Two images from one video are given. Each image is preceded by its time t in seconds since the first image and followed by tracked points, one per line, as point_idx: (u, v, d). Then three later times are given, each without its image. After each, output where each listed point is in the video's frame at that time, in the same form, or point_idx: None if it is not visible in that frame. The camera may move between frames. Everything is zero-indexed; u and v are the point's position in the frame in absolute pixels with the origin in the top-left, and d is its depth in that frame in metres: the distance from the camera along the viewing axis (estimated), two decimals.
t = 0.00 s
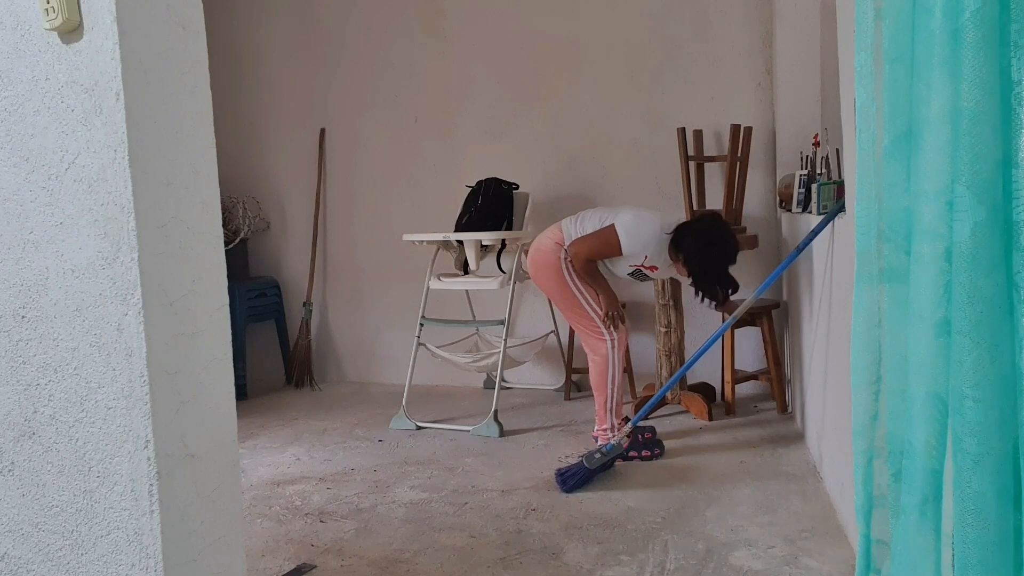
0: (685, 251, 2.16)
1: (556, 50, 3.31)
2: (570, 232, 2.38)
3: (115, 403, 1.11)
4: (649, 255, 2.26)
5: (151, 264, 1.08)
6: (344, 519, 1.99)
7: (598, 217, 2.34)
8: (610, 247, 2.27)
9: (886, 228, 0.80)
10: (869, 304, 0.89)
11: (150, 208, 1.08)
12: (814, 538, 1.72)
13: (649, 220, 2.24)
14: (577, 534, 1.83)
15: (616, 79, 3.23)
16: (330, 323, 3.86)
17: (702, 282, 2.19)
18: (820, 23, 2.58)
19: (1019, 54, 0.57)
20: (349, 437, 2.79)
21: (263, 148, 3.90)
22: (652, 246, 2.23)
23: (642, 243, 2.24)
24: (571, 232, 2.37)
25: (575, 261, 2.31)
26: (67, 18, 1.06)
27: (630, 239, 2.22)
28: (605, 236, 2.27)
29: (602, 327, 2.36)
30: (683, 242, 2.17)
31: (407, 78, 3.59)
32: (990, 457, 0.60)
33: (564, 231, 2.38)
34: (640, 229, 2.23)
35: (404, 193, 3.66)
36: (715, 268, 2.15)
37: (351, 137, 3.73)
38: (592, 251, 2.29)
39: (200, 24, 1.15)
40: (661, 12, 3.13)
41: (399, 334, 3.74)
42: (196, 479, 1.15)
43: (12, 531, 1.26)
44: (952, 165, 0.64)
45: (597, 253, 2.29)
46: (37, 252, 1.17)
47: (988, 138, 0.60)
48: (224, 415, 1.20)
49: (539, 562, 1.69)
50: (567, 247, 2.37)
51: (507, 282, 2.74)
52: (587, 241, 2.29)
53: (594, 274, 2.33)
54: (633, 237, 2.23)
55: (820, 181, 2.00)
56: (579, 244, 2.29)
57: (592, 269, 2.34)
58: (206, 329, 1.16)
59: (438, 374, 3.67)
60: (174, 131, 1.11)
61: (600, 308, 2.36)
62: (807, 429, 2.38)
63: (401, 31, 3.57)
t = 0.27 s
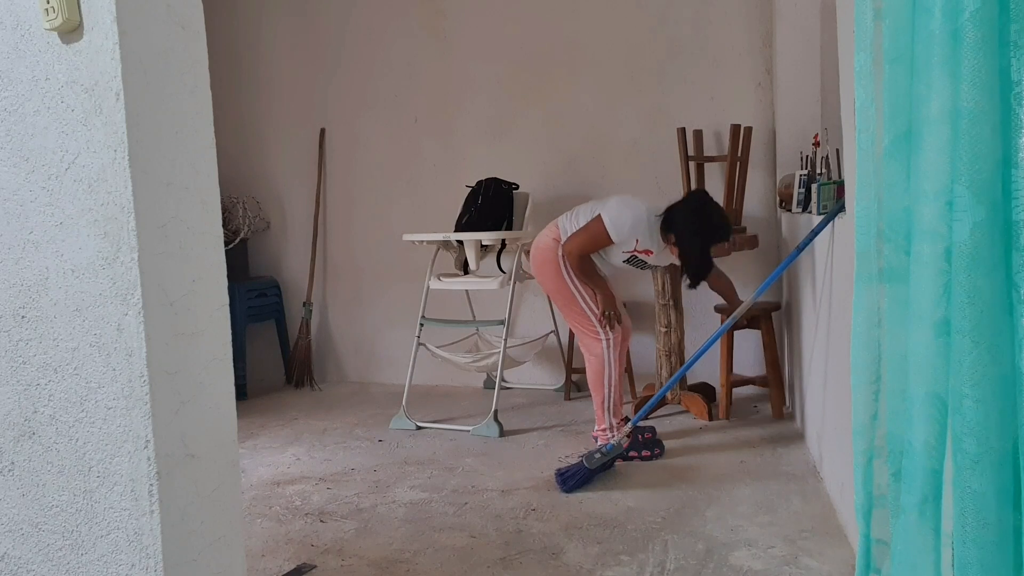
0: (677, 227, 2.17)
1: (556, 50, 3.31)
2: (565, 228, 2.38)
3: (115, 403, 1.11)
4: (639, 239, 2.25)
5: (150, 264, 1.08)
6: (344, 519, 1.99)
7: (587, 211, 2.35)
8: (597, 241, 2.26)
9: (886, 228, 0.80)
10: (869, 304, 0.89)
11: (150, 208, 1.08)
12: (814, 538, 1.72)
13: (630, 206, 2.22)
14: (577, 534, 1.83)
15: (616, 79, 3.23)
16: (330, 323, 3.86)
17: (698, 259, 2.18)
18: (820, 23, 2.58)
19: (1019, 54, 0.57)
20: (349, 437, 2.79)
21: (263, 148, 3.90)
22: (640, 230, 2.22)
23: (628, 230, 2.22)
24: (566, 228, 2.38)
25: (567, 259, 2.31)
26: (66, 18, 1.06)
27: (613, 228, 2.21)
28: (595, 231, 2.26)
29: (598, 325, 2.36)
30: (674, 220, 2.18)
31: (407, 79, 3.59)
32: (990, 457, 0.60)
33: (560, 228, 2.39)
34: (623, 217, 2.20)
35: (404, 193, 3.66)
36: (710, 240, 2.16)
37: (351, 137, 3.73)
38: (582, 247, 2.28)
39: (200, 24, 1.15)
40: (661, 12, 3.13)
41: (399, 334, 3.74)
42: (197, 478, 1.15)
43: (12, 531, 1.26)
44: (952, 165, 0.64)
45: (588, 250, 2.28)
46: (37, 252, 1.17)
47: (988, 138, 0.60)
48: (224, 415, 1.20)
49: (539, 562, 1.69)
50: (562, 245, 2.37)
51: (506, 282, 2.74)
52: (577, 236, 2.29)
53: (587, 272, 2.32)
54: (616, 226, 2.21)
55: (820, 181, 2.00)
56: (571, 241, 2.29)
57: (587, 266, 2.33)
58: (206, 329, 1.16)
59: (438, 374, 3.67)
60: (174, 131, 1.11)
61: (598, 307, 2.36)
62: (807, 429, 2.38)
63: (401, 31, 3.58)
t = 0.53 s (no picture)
0: (659, 183, 2.20)
1: (556, 50, 3.31)
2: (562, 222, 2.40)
3: (115, 403, 1.11)
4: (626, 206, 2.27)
5: (150, 264, 1.08)
6: (344, 519, 1.99)
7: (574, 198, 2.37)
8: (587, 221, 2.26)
9: (886, 228, 0.80)
10: (869, 304, 0.89)
11: (150, 207, 1.08)
12: (814, 538, 1.72)
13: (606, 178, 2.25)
14: (577, 534, 1.83)
15: (616, 79, 3.23)
16: (330, 323, 3.86)
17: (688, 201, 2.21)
18: (819, 23, 2.58)
19: (1019, 54, 0.57)
20: (349, 437, 2.79)
21: (263, 148, 3.90)
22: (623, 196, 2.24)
23: (608, 199, 2.23)
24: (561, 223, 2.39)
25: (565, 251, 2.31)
26: (66, 18, 1.06)
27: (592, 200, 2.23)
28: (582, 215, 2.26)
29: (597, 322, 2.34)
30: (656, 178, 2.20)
31: (407, 79, 3.59)
32: (990, 456, 0.60)
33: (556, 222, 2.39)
34: (600, 187, 2.22)
35: (404, 193, 3.66)
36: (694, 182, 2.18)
37: (351, 137, 3.73)
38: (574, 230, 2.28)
39: (200, 25, 1.15)
40: (661, 12, 3.13)
41: (399, 334, 3.74)
42: (196, 479, 1.14)
43: (12, 531, 1.26)
44: (951, 165, 0.64)
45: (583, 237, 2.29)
46: (37, 252, 1.17)
47: (988, 138, 0.60)
48: (224, 415, 1.20)
49: (539, 562, 1.69)
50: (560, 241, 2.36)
51: (507, 282, 2.74)
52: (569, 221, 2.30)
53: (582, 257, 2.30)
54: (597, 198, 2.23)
55: (820, 181, 2.00)
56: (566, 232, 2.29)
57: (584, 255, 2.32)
58: (206, 329, 1.16)
59: (438, 374, 3.67)
60: (174, 131, 1.11)
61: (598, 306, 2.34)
62: (807, 429, 2.38)
63: (401, 31, 3.58)
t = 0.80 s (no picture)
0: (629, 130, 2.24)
1: (556, 50, 3.31)
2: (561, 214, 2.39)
3: (115, 403, 1.11)
4: (611, 170, 2.29)
5: (150, 264, 1.08)
6: (344, 519, 1.99)
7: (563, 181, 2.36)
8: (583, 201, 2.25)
9: (886, 228, 0.80)
10: (869, 304, 0.89)
11: (150, 207, 1.08)
12: (814, 538, 1.72)
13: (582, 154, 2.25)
14: (577, 534, 1.83)
15: (616, 79, 3.23)
16: (330, 323, 3.86)
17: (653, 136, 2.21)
18: (819, 23, 2.58)
19: (1019, 54, 0.56)
20: (349, 437, 2.79)
21: (263, 148, 3.91)
22: (604, 163, 2.25)
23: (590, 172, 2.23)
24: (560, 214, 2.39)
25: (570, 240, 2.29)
26: (66, 18, 1.06)
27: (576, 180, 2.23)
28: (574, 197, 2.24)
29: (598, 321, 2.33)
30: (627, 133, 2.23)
31: (407, 79, 3.59)
32: (990, 456, 0.60)
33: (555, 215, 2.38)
34: (577, 165, 2.22)
35: (404, 193, 3.66)
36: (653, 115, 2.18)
37: (351, 137, 3.73)
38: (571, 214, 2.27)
39: (200, 25, 1.15)
40: (661, 12, 3.13)
41: (399, 334, 3.74)
42: (196, 479, 1.15)
43: (12, 531, 1.26)
44: (951, 165, 0.64)
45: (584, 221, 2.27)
46: (37, 252, 1.17)
47: (988, 138, 0.59)
48: (224, 415, 1.20)
49: (539, 562, 1.69)
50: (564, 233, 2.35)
51: (507, 281, 2.74)
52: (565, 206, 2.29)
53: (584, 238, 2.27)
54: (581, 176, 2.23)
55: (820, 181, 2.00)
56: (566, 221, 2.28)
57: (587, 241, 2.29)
58: (206, 329, 1.16)
59: (438, 374, 3.67)
60: (174, 131, 1.11)
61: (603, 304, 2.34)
62: (807, 429, 2.38)
63: (401, 31, 3.58)
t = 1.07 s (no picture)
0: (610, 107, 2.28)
1: (556, 50, 3.32)
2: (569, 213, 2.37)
3: (115, 403, 1.11)
4: (610, 152, 2.32)
5: (150, 264, 1.08)
6: (344, 519, 1.99)
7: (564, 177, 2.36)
8: (598, 187, 2.24)
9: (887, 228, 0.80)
10: (868, 304, 0.89)
11: (150, 207, 1.08)
12: (814, 538, 1.72)
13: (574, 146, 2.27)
14: (577, 534, 1.83)
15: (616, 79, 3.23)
16: (330, 323, 3.86)
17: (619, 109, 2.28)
18: (819, 23, 2.58)
19: (1019, 54, 0.56)
20: (349, 437, 2.79)
21: (263, 148, 3.91)
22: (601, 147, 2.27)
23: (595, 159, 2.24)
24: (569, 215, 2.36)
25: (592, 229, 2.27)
26: (67, 18, 1.06)
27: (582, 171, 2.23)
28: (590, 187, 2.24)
29: (603, 321, 2.33)
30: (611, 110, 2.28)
31: (407, 79, 3.59)
32: (989, 456, 0.60)
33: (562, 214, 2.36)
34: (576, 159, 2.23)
35: (404, 193, 3.66)
36: (614, 88, 2.25)
37: (351, 137, 3.73)
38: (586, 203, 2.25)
39: (200, 25, 1.15)
40: (661, 12, 3.13)
41: (399, 334, 3.74)
42: (197, 478, 1.15)
43: (12, 531, 1.26)
44: (951, 165, 0.64)
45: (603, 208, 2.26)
46: (37, 252, 1.17)
47: (987, 137, 0.59)
48: (223, 415, 1.20)
49: (539, 562, 1.69)
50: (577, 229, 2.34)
51: (507, 281, 2.74)
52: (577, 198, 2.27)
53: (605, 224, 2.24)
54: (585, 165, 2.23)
55: (820, 181, 2.00)
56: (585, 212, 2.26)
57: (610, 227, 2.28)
58: (206, 329, 1.16)
59: (438, 374, 3.67)
60: (174, 131, 1.11)
61: (609, 306, 2.35)
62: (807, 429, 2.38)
63: (401, 32, 3.58)
